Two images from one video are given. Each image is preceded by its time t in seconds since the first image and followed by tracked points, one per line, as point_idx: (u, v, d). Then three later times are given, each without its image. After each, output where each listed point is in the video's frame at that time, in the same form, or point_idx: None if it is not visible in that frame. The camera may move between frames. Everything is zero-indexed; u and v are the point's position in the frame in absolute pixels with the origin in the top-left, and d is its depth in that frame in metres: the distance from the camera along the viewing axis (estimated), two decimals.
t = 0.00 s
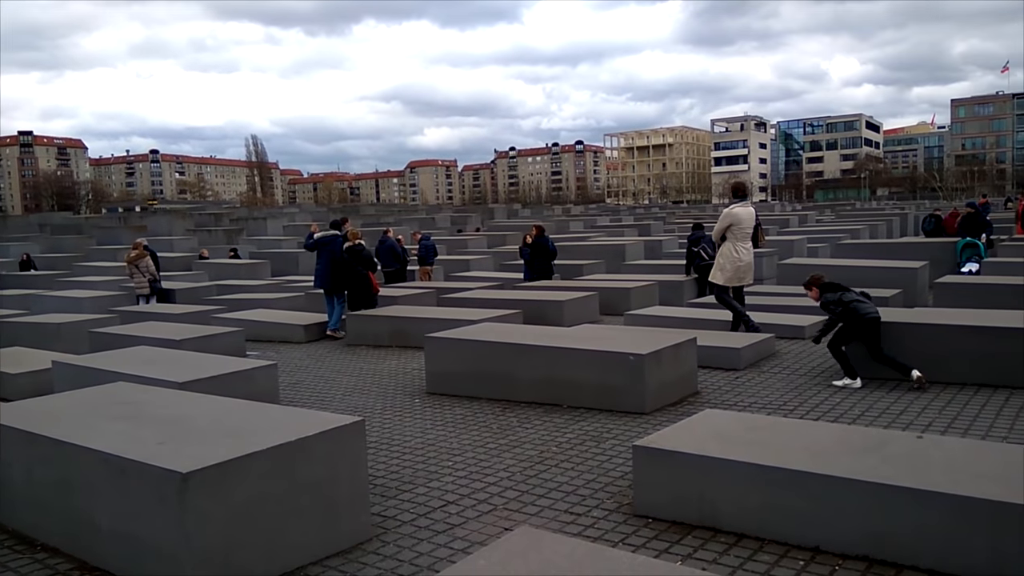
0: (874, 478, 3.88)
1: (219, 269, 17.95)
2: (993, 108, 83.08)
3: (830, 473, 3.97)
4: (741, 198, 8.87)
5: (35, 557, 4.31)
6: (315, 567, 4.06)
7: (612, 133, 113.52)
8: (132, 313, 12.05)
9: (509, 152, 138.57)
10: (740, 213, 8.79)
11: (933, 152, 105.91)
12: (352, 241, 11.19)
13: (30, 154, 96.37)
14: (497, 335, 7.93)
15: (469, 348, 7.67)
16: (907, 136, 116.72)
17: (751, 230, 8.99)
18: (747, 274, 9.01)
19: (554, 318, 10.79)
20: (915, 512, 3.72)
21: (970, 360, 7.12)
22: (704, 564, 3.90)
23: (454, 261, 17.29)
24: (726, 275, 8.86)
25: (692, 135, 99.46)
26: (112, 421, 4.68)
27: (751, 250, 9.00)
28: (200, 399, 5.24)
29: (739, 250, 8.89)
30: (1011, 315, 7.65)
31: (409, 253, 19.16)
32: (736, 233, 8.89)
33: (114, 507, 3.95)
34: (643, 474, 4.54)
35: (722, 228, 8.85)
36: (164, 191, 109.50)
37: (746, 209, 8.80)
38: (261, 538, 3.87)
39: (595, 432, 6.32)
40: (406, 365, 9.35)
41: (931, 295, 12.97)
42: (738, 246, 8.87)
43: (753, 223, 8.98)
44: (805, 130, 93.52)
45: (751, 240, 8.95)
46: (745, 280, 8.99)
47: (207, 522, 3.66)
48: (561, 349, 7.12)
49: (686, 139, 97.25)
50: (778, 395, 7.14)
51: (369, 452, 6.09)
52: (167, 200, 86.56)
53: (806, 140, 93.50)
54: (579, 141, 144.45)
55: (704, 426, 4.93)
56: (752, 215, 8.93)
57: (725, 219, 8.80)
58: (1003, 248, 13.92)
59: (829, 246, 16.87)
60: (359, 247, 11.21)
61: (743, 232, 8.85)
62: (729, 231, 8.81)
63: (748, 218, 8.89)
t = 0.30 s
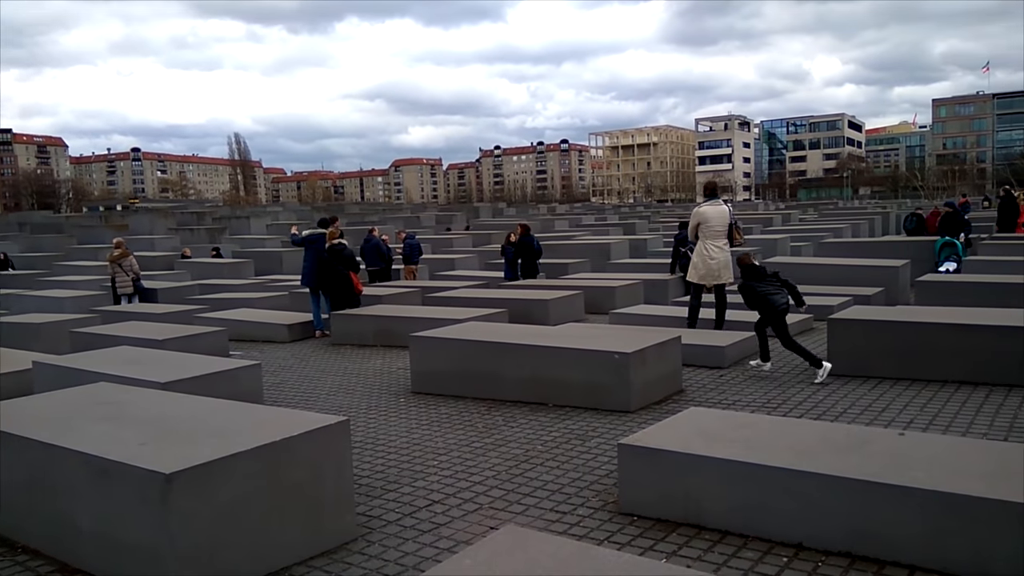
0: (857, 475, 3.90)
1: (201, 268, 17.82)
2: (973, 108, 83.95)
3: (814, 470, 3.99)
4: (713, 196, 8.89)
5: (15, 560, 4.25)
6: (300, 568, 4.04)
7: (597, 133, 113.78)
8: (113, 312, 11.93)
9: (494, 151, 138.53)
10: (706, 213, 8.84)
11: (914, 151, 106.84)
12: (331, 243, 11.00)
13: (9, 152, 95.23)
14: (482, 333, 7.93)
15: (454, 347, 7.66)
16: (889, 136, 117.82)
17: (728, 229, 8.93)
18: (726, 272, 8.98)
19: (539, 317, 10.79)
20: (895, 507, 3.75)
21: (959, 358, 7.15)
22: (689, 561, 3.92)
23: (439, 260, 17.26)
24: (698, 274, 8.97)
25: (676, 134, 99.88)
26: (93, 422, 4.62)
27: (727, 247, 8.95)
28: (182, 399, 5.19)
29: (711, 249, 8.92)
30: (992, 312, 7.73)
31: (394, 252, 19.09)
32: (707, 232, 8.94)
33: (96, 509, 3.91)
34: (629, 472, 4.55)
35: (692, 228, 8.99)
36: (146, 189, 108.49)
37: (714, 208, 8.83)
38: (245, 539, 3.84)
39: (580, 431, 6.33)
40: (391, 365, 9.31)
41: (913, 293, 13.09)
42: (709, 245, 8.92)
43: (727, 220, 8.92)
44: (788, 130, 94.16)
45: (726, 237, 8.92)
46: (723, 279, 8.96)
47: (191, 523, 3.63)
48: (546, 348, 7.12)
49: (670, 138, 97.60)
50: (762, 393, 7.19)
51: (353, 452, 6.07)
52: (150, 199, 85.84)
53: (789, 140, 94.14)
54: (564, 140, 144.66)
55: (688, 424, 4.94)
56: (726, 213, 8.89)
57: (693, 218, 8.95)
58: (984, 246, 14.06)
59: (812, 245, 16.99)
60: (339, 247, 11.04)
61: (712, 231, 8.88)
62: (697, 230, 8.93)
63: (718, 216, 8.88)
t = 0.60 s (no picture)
0: (841, 472, 3.93)
1: (185, 268, 17.71)
2: (954, 107, 84.83)
3: (799, 467, 4.02)
4: (686, 195, 9.02)
5: None
6: (285, 569, 4.02)
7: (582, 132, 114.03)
8: (96, 313, 11.83)
9: (480, 151, 138.51)
10: (673, 213, 9.07)
11: (897, 150, 107.78)
12: (319, 242, 10.91)
13: None
14: (468, 333, 7.92)
15: (439, 346, 7.65)
16: (871, 135, 118.86)
17: (700, 228, 8.98)
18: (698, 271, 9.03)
19: (525, 317, 10.80)
20: (879, 503, 3.78)
21: (942, 355, 7.21)
22: (675, 559, 3.93)
23: (425, 259, 17.23)
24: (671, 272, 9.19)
25: (661, 134, 100.29)
26: (75, 424, 4.57)
27: (698, 246, 9.00)
28: (166, 400, 5.14)
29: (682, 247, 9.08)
30: (972, 309, 7.81)
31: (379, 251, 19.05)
32: (679, 231, 9.13)
33: (78, 512, 3.87)
34: (615, 470, 4.56)
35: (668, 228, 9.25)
36: (128, 189, 107.59)
37: (681, 207, 9.01)
38: (229, 542, 3.81)
39: (567, 430, 6.33)
40: (377, 365, 9.28)
41: (895, 292, 13.21)
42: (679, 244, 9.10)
43: (697, 219, 8.97)
44: (772, 130, 94.78)
45: (695, 236, 8.98)
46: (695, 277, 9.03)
47: (175, 525, 3.60)
48: (533, 347, 7.13)
49: (655, 138, 97.96)
50: (746, 391, 7.23)
51: (338, 452, 6.04)
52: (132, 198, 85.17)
53: (773, 139, 94.76)
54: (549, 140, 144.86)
55: (674, 422, 4.96)
56: (697, 212, 8.96)
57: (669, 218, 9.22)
58: (965, 244, 14.21)
59: (795, 244, 17.12)
60: (328, 247, 10.98)
61: (679, 231, 9.07)
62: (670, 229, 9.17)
63: (687, 216, 9.01)
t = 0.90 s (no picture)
0: (827, 469, 3.95)
1: (169, 268, 17.58)
2: (937, 107, 85.63)
3: (786, 465, 4.04)
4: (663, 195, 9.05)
5: None
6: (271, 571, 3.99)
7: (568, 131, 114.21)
8: (79, 314, 11.72)
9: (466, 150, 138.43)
10: (650, 212, 9.15)
11: (880, 150, 108.67)
12: (311, 242, 10.92)
13: None
14: (456, 332, 7.91)
15: (426, 347, 7.63)
16: (855, 135, 119.82)
17: (675, 227, 9.01)
18: (672, 271, 9.07)
19: (512, 316, 10.79)
20: (865, 500, 3.80)
21: (927, 354, 7.27)
22: (662, 557, 3.94)
23: (411, 259, 17.19)
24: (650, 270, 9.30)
25: (647, 134, 100.62)
26: (58, 426, 4.53)
27: (672, 246, 9.03)
28: (150, 402, 5.10)
29: (658, 246, 9.14)
30: (955, 308, 7.88)
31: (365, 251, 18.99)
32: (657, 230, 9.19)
33: (61, 515, 3.83)
34: (602, 469, 4.57)
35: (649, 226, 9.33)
36: (112, 189, 106.69)
37: (656, 206, 9.06)
38: (215, 543, 3.79)
39: (554, 429, 6.34)
40: (364, 365, 9.25)
41: (880, 290, 13.31)
42: (655, 244, 9.16)
43: (671, 219, 8.99)
44: (757, 129, 95.31)
45: (668, 236, 9.02)
46: (670, 276, 9.09)
47: (160, 527, 3.57)
48: (520, 346, 7.12)
49: (641, 137, 98.25)
50: (732, 389, 7.26)
51: (325, 454, 6.02)
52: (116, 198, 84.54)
53: (758, 138, 95.29)
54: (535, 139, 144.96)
55: (660, 420, 4.97)
56: (671, 211, 8.98)
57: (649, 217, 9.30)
58: (948, 243, 14.35)
59: (781, 242, 17.23)
60: (320, 247, 10.97)
61: (655, 230, 9.14)
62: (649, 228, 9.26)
63: (662, 215, 9.05)
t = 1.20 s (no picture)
0: (816, 467, 3.97)
1: (156, 269, 17.48)
2: (924, 107, 86.29)
3: (775, 463, 4.05)
4: (648, 195, 9.09)
5: None
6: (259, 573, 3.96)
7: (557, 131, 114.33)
8: (65, 315, 11.63)
9: (455, 150, 138.32)
10: (634, 212, 9.16)
11: (867, 150, 109.32)
12: (304, 241, 11.04)
13: None
14: (444, 332, 7.89)
15: (416, 347, 7.62)
16: (842, 135, 120.52)
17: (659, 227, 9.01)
18: (655, 271, 9.09)
19: (501, 316, 10.79)
20: (854, 497, 3.82)
21: (913, 354, 7.31)
22: (652, 556, 3.94)
23: (400, 258, 17.16)
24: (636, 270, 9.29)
25: (636, 133, 100.87)
26: (43, 428, 4.48)
27: (656, 246, 9.03)
28: (135, 403, 5.07)
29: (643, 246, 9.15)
30: (941, 306, 7.94)
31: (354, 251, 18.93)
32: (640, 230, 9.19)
33: (47, 517, 3.80)
34: (592, 468, 4.57)
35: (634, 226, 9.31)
36: (97, 189, 105.87)
37: (643, 206, 9.09)
38: (204, 544, 3.76)
39: (544, 428, 6.34)
40: (353, 365, 9.22)
41: (867, 289, 13.39)
42: (640, 244, 9.18)
43: (655, 219, 9.01)
44: (745, 129, 95.75)
45: (652, 236, 9.03)
46: (654, 276, 9.10)
47: (147, 528, 3.54)
48: (510, 346, 7.12)
49: (630, 137, 98.48)
50: (720, 387, 7.29)
51: (313, 454, 5.99)
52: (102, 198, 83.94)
53: (745, 138, 95.76)
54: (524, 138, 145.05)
55: (650, 419, 4.98)
56: (656, 211, 9.00)
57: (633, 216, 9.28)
58: (934, 242, 14.47)
59: (769, 242, 17.31)
60: (313, 246, 11.06)
61: (639, 230, 9.15)
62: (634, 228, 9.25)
63: (646, 215, 9.08)
